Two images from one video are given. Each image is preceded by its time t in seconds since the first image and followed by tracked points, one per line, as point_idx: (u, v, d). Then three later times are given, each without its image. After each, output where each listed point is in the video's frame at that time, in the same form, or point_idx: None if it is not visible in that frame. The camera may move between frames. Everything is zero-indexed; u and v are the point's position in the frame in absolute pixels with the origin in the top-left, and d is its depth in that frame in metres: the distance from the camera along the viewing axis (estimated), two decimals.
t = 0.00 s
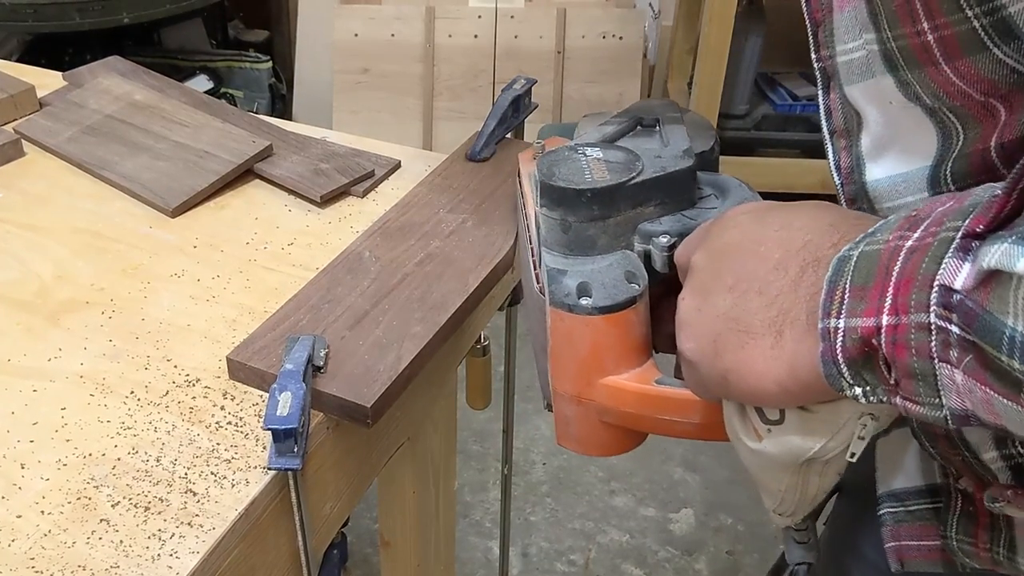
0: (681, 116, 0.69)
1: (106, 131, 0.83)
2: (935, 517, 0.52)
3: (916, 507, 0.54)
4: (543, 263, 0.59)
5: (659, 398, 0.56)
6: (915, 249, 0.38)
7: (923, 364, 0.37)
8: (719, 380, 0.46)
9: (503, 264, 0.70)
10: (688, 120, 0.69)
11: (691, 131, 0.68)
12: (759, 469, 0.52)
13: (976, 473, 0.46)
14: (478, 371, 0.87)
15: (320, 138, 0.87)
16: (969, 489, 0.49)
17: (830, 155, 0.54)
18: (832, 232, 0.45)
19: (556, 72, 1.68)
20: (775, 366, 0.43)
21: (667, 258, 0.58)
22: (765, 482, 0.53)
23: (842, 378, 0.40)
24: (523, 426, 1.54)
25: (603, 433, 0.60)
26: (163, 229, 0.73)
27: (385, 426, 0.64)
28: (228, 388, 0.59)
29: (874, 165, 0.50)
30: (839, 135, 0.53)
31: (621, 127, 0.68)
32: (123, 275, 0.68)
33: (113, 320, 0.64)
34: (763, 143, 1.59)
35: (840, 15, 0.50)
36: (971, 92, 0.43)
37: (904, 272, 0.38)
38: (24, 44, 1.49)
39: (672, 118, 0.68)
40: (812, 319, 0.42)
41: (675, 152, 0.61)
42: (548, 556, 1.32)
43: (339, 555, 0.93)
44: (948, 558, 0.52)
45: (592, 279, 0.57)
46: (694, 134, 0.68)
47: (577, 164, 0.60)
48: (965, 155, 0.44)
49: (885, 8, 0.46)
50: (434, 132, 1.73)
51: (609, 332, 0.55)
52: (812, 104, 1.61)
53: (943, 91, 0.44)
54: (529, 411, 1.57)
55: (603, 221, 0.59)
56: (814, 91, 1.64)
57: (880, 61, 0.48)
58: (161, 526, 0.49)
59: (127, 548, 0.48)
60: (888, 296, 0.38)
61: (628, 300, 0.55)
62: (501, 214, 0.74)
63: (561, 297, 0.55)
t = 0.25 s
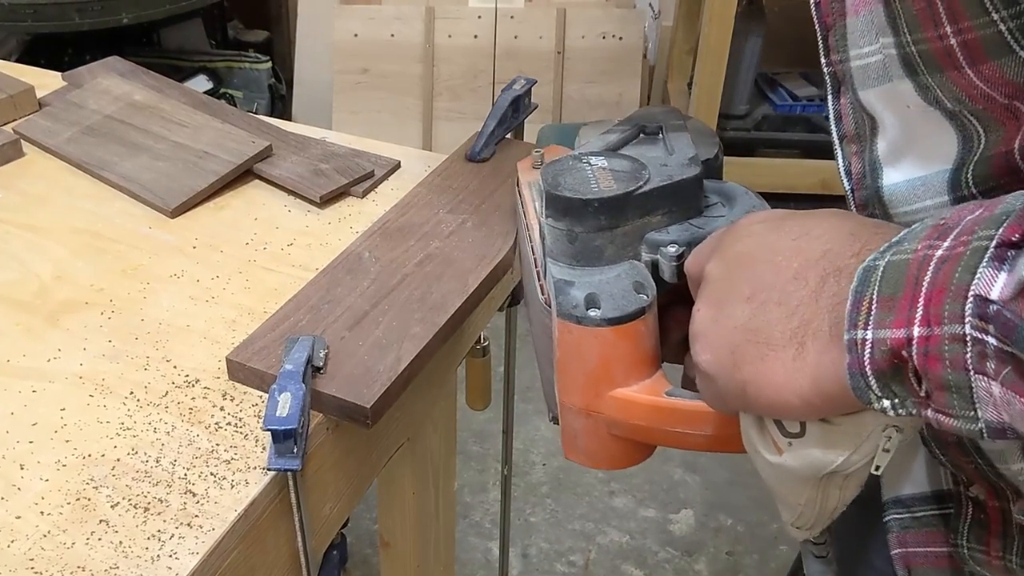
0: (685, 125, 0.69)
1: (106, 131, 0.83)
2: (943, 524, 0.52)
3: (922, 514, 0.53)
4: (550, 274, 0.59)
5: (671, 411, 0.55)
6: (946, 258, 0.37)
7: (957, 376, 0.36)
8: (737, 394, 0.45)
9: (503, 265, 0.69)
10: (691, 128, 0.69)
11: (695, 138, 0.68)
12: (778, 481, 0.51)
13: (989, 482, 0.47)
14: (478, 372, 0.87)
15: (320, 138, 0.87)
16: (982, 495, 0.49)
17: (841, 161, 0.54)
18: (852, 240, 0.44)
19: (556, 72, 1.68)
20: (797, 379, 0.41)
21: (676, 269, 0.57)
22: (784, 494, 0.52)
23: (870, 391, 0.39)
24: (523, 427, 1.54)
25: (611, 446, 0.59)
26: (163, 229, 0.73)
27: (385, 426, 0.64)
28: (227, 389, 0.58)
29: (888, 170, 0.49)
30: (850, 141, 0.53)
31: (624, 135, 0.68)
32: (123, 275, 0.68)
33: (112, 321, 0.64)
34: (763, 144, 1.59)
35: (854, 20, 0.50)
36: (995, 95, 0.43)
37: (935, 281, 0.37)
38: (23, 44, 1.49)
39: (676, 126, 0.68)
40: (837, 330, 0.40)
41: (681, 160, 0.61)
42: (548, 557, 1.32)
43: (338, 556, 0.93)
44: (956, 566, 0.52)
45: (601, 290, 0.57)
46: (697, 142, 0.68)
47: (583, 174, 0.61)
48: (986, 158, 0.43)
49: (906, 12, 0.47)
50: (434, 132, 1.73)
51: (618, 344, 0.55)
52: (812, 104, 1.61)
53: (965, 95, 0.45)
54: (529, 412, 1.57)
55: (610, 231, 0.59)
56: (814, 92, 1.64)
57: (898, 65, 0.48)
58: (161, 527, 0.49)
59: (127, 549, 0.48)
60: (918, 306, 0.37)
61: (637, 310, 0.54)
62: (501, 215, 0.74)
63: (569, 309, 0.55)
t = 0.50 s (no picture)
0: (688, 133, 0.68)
1: (105, 132, 0.83)
2: (954, 532, 0.52)
3: (931, 521, 0.53)
4: (555, 287, 0.58)
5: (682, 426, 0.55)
6: (979, 269, 0.36)
7: (993, 391, 0.35)
8: (755, 409, 0.44)
9: (502, 265, 0.69)
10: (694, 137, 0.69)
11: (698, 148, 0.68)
12: (796, 497, 0.50)
13: (1003, 490, 0.48)
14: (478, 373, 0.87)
15: (319, 139, 0.87)
16: (995, 504, 0.49)
17: (853, 166, 0.54)
18: (871, 251, 0.43)
19: (556, 72, 1.68)
20: (818, 393, 0.41)
21: (684, 281, 0.57)
22: (801, 510, 0.51)
23: (899, 405, 0.38)
24: (523, 427, 1.54)
25: (620, 463, 0.58)
26: (162, 229, 0.73)
27: (384, 427, 0.64)
28: (226, 390, 0.58)
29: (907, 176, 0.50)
30: (864, 146, 0.53)
31: (627, 146, 0.68)
32: (122, 275, 0.68)
33: (112, 321, 0.64)
34: (762, 145, 1.58)
35: (873, 24, 0.50)
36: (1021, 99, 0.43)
37: (967, 293, 0.36)
38: (23, 44, 1.48)
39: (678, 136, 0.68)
40: (860, 343, 0.40)
41: (686, 171, 0.61)
42: (547, 557, 1.32)
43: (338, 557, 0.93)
44: None
45: (608, 303, 0.56)
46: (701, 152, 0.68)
47: (588, 185, 0.60)
48: (1011, 162, 0.43)
49: (929, 17, 0.46)
50: (434, 132, 1.73)
51: (628, 358, 0.54)
52: (812, 105, 1.61)
53: (990, 99, 0.44)
54: (529, 412, 1.57)
55: (616, 243, 0.58)
56: (815, 93, 1.64)
57: (920, 70, 0.48)
58: (161, 527, 0.49)
59: (126, 550, 0.48)
60: (950, 318, 0.37)
61: (646, 324, 0.54)
62: (501, 216, 0.74)
63: (576, 323, 0.54)
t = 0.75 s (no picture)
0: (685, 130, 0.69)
1: (105, 132, 0.83)
2: (951, 533, 0.52)
3: (929, 521, 0.53)
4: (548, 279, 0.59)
5: (668, 417, 0.55)
6: (950, 266, 0.37)
7: (959, 386, 0.35)
8: (735, 401, 0.45)
9: (502, 265, 0.69)
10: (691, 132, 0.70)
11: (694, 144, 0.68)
12: (773, 489, 0.50)
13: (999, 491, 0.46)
14: (477, 373, 0.87)
15: (319, 139, 0.86)
16: (991, 506, 0.49)
17: (850, 167, 0.54)
18: (852, 247, 0.43)
19: (556, 72, 1.68)
20: (795, 386, 0.41)
21: (675, 275, 0.57)
22: (778, 501, 0.51)
23: (870, 399, 0.39)
24: (523, 428, 1.54)
25: (608, 453, 0.59)
26: (162, 230, 0.73)
27: (384, 428, 0.64)
28: (226, 390, 0.58)
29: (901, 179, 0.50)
30: (859, 148, 0.53)
31: (623, 141, 0.68)
32: (121, 276, 0.68)
33: (111, 321, 0.64)
34: (762, 145, 1.58)
35: (866, 27, 0.50)
36: (1011, 102, 0.43)
37: (938, 290, 0.37)
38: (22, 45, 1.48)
39: (675, 132, 0.68)
40: (836, 337, 0.40)
41: (680, 166, 0.62)
42: (547, 558, 1.32)
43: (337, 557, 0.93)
44: None
45: (598, 295, 0.57)
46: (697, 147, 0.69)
47: (582, 179, 0.61)
48: (1004, 164, 0.43)
49: (920, 21, 0.46)
50: (434, 133, 1.73)
51: (616, 349, 0.55)
52: (813, 105, 1.61)
53: (981, 102, 0.44)
54: (528, 413, 1.56)
55: (608, 237, 0.59)
56: (815, 93, 1.64)
57: (912, 73, 0.47)
58: (160, 528, 0.49)
59: (126, 551, 0.48)
60: (920, 314, 0.37)
61: (635, 317, 0.54)
62: (500, 216, 0.74)
63: (567, 314, 0.55)
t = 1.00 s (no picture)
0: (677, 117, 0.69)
1: (104, 132, 0.83)
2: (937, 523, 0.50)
3: (919, 513, 0.51)
4: (533, 259, 0.60)
5: (643, 395, 0.55)
6: (886, 248, 0.37)
7: (887, 362, 0.36)
8: (693, 374, 0.47)
9: (502, 266, 0.69)
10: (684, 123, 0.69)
11: (687, 129, 0.68)
12: (729, 464, 0.53)
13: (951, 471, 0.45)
14: (477, 374, 0.86)
15: (318, 139, 0.86)
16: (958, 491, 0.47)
17: (832, 159, 0.53)
18: (809, 231, 0.45)
19: (555, 73, 1.68)
20: (746, 360, 0.43)
21: (655, 257, 0.57)
22: (737, 476, 0.54)
23: (810, 373, 0.40)
24: (522, 429, 1.54)
25: (589, 429, 0.60)
26: (161, 230, 0.73)
27: (384, 429, 0.64)
28: (226, 391, 0.58)
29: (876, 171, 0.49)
30: (840, 140, 0.52)
31: (615, 126, 0.69)
32: (121, 277, 0.68)
33: (111, 322, 0.63)
34: (758, 145, 1.59)
35: (842, 20, 0.49)
36: (976, 95, 0.42)
37: (874, 270, 0.38)
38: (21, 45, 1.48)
39: (667, 119, 0.69)
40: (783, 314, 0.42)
41: (666, 151, 0.62)
42: (547, 559, 1.32)
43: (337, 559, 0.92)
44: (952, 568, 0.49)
45: (580, 275, 0.58)
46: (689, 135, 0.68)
47: (568, 162, 0.63)
48: (971, 157, 0.43)
49: (888, 13, 0.45)
50: (434, 134, 1.73)
51: (596, 328, 0.56)
52: (813, 106, 1.60)
53: (946, 95, 0.43)
54: (528, 414, 1.56)
55: (591, 219, 0.60)
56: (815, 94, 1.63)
57: (882, 66, 0.46)
58: (159, 529, 0.49)
59: (125, 552, 0.48)
60: (856, 293, 0.38)
61: (613, 297, 0.55)
62: (500, 216, 0.74)
63: (549, 293, 0.56)
